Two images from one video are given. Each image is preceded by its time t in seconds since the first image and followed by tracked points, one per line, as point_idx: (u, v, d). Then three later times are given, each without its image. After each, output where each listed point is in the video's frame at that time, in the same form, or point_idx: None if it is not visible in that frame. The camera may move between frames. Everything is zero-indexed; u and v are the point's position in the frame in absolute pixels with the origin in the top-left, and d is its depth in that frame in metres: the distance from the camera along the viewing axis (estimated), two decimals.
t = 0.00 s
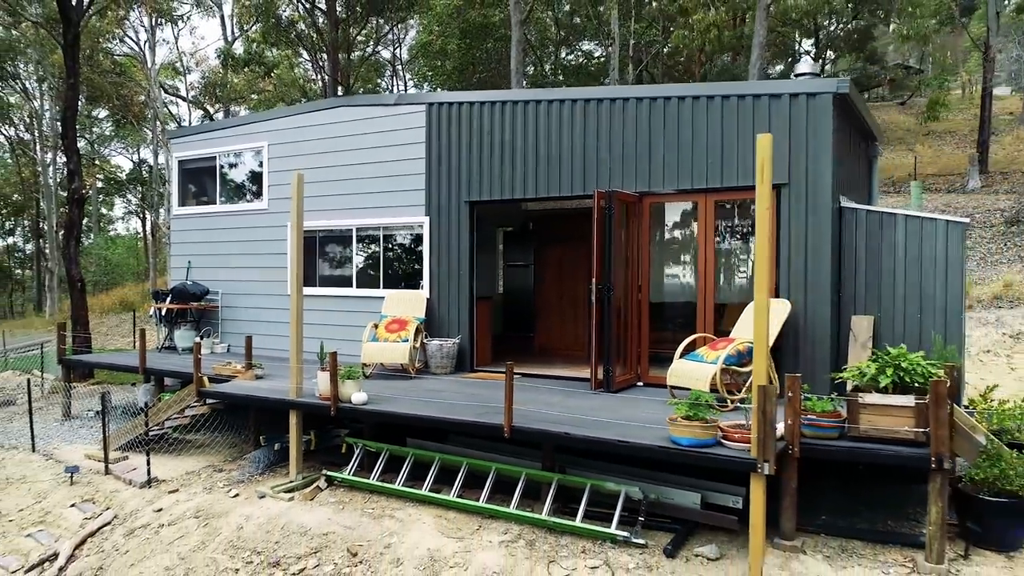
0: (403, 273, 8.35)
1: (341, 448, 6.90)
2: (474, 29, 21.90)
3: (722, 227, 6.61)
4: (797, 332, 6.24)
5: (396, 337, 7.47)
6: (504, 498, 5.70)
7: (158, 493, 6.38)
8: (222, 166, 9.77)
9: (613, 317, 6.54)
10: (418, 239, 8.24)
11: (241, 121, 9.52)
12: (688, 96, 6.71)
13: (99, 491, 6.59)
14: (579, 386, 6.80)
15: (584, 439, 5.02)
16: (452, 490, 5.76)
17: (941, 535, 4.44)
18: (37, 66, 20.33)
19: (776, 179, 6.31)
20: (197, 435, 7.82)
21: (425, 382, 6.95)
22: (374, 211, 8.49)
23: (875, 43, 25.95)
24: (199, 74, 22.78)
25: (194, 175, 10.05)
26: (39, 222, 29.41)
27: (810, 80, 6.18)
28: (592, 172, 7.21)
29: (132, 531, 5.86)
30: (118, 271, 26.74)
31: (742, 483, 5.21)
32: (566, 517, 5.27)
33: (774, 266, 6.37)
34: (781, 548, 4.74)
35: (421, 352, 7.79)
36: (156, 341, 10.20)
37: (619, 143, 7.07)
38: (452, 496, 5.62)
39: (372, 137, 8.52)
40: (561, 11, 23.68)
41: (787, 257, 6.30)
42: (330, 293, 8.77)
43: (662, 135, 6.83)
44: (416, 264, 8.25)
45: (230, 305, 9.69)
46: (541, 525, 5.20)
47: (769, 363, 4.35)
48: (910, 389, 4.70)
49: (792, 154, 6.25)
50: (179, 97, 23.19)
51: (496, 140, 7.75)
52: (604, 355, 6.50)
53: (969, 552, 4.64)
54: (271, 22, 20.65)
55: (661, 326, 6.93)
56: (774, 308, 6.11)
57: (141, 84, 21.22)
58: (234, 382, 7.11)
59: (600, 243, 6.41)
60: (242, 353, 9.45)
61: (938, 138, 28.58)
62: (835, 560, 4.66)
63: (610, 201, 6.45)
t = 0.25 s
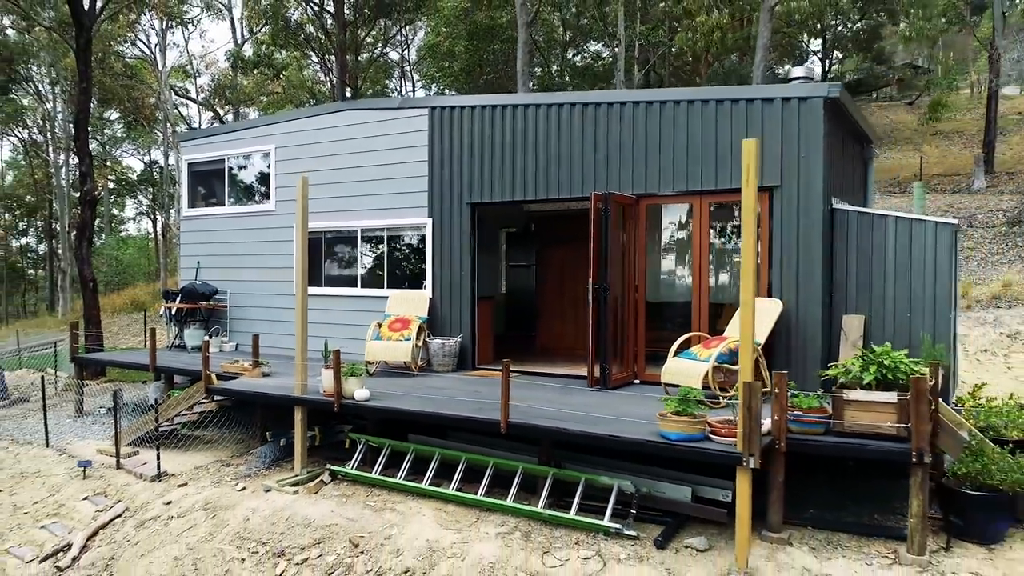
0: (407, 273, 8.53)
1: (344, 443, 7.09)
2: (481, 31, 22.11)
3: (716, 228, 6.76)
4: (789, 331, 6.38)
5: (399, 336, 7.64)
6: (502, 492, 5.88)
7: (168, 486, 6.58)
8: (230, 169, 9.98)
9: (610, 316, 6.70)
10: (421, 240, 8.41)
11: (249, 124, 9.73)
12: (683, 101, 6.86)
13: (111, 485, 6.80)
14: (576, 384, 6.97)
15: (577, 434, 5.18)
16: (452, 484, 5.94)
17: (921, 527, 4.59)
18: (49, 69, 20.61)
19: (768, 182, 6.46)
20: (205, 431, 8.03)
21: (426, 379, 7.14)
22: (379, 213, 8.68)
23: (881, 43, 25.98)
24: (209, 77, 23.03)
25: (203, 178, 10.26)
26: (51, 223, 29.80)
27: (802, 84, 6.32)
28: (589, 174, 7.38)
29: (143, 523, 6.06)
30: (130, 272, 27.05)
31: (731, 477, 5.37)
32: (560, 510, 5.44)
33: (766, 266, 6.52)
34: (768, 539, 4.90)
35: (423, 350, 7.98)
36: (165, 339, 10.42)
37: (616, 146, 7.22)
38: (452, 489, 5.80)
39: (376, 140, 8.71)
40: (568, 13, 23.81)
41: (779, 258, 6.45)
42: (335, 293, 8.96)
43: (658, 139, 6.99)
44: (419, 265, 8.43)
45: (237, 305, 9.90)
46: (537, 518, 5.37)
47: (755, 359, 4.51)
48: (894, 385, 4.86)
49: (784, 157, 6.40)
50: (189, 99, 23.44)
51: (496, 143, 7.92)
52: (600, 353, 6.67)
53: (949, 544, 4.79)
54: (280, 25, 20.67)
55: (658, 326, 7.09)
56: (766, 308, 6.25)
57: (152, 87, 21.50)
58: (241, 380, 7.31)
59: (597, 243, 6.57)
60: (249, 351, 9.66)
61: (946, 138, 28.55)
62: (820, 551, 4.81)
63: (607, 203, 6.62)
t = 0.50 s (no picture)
0: (411, 273, 8.75)
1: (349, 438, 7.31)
2: (489, 33, 22.26)
3: (711, 229, 6.93)
4: (782, 329, 6.54)
5: (403, 335, 7.87)
6: (500, 485, 6.07)
7: (179, 479, 6.81)
8: (240, 172, 10.23)
9: (607, 315, 6.88)
10: (425, 241, 8.62)
11: (257, 128, 9.97)
12: (678, 105, 7.03)
13: (124, 477, 7.05)
14: (574, 381, 7.15)
15: (571, 429, 5.37)
16: (451, 477, 6.14)
17: (902, 519, 4.74)
18: (64, 73, 20.97)
19: (761, 184, 6.63)
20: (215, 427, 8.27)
21: (428, 377, 7.34)
22: (384, 214, 8.89)
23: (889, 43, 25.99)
24: (221, 80, 23.32)
25: (214, 180, 10.52)
26: (66, 224, 30.23)
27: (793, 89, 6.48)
28: (587, 177, 7.56)
29: (155, 514, 6.30)
30: (144, 272, 27.43)
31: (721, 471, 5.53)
32: (555, 502, 5.63)
33: (759, 267, 6.68)
34: (755, 531, 5.07)
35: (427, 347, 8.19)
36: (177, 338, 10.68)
37: (613, 149, 7.40)
38: (451, 482, 6.00)
39: (381, 143, 8.92)
40: (576, 15, 23.96)
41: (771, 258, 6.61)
42: (342, 292, 9.18)
43: (654, 143, 7.16)
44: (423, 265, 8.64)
45: (247, 304, 10.14)
46: (533, 509, 5.56)
47: (740, 356, 4.68)
48: (877, 381, 5.00)
49: (776, 160, 6.56)
50: (202, 101, 23.75)
51: (498, 147, 8.12)
52: (597, 351, 6.85)
53: (930, 536, 4.94)
54: (291, 28, 20.73)
55: (655, 325, 7.27)
56: (759, 307, 6.41)
57: (165, 89, 21.82)
58: (250, 376, 7.55)
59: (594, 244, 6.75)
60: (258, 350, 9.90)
61: (955, 138, 28.49)
62: (804, 542, 4.98)
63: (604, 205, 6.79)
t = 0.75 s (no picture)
0: (415, 273, 8.93)
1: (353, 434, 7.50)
2: (496, 35, 22.41)
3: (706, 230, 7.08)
4: (774, 328, 6.69)
5: (406, 334, 8.06)
6: (498, 480, 6.24)
7: (188, 473, 7.02)
8: (248, 174, 10.44)
9: (603, 315, 7.04)
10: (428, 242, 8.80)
11: (265, 131, 10.18)
12: (674, 109, 7.18)
13: (135, 472, 7.25)
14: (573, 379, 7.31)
15: (566, 424, 5.53)
16: (451, 472, 6.32)
17: (885, 513, 4.88)
18: (77, 76, 21.30)
19: (754, 186, 6.77)
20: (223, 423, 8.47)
21: (430, 374, 7.52)
22: (388, 216, 9.08)
23: (896, 43, 25.98)
24: (231, 83, 23.58)
25: (223, 182, 10.74)
26: (78, 225, 30.59)
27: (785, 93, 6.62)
28: (586, 179, 7.72)
29: (164, 506, 6.50)
30: (155, 273, 27.76)
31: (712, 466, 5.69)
32: (551, 496, 5.79)
33: (753, 267, 6.82)
34: (744, 523, 5.22)
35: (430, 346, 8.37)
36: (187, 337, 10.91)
37: (611, 152, 7.56)
38: (451, 476, 6.17)
39: (386, 146, 9.11)
40: (582, 16, 24.09)
41: (765, 259, 6.76)
42: (347, 292, 9.38)
43: (651, 146, 7.32)
44: (426, 265, 8.83)
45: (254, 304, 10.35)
46: (529, 503, 5.73)
47: (727, 353, 4.83)
48: (862, 377, 5.14)
49: (769, 163, 6.70)
50: (212, 103, 24.02)
51: (499, 150, 8.29)
52: (595, 349, 7.01)
53: (913, 529, 5.07)
54: (300, 30, 21.05)
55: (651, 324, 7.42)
56: (752, 306, 6.56)
57: (175, 92, 22.11)
58: (258, 374, 7.75)
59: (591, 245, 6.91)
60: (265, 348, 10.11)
61: (963, 138, 28.42)
62: (791, 534, 5.13)
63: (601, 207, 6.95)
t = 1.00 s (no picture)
0: (419, 274, 9.14)
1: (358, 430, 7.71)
2: (503, 37, 22.60)
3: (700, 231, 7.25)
4: (767, 327, 6.85)
5: (409, 332, 8.28)
6: (497, 474, 6.43)
7: (198, 467, 7.25)
8: (257, 176, 10.69)
9: (600, 314, 7.22)
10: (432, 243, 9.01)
11: (273, 135, 10.43)
12: (670, 113, 7.36)
13: (147, 465, 7.50)
14: (571, 376, 7.50)
15: (561, 419, 5.72)
16: (451, 466, 6.52)
17: (867, 506, 5.03)
18: (91, 79, 21.67)
19: (747, 189, 6.94)
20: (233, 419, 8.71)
21: (433, 372, 7.72)
22: (393, 217, 9.30)
23: (904, 43, 25.97)
24: (242, 85, 23.89)
25: (233, 185, 10.99)
26: (93, 225, 31.02)
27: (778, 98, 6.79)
28: (584, 182, 7.90)
29: (175, 498, 6.73)
30: (167, 273, 28.14)
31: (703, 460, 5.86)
32: (547, 489, 5.98)
33: (746, 268, 6.99)
34: (732, 516, 5.39)
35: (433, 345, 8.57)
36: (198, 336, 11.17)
37: (608, 155, 7.74)
38: (451, 470, 6.37)
39: (391, 149, 9.33)
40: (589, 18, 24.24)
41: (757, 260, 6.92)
42: (353, 292, 9.60)
43: (647, 149, 7.49)
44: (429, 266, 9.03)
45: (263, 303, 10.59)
46: (525, 496, 5.92)
47: (714, 350, 5.01)
48: (847, 374, 5.32)
49: (762, 166, 6.86)
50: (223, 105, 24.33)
51: (500, 152, 8.49)
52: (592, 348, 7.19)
53: (896, 522, 5.22)
54: (310, 32, 21.32)
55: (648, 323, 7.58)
56: (744, 306, 6.72)
57: (187, 94, 22.44)
58: (266, 371, 7.98)
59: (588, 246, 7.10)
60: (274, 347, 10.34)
61: (972, 138, 28.38)
62: (778, 526, 5.29)
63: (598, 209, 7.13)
